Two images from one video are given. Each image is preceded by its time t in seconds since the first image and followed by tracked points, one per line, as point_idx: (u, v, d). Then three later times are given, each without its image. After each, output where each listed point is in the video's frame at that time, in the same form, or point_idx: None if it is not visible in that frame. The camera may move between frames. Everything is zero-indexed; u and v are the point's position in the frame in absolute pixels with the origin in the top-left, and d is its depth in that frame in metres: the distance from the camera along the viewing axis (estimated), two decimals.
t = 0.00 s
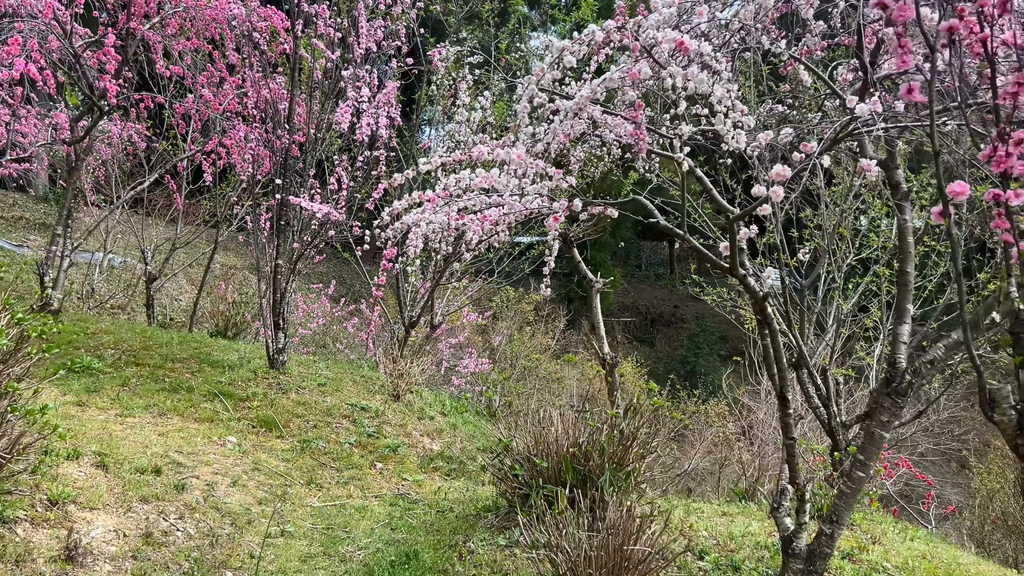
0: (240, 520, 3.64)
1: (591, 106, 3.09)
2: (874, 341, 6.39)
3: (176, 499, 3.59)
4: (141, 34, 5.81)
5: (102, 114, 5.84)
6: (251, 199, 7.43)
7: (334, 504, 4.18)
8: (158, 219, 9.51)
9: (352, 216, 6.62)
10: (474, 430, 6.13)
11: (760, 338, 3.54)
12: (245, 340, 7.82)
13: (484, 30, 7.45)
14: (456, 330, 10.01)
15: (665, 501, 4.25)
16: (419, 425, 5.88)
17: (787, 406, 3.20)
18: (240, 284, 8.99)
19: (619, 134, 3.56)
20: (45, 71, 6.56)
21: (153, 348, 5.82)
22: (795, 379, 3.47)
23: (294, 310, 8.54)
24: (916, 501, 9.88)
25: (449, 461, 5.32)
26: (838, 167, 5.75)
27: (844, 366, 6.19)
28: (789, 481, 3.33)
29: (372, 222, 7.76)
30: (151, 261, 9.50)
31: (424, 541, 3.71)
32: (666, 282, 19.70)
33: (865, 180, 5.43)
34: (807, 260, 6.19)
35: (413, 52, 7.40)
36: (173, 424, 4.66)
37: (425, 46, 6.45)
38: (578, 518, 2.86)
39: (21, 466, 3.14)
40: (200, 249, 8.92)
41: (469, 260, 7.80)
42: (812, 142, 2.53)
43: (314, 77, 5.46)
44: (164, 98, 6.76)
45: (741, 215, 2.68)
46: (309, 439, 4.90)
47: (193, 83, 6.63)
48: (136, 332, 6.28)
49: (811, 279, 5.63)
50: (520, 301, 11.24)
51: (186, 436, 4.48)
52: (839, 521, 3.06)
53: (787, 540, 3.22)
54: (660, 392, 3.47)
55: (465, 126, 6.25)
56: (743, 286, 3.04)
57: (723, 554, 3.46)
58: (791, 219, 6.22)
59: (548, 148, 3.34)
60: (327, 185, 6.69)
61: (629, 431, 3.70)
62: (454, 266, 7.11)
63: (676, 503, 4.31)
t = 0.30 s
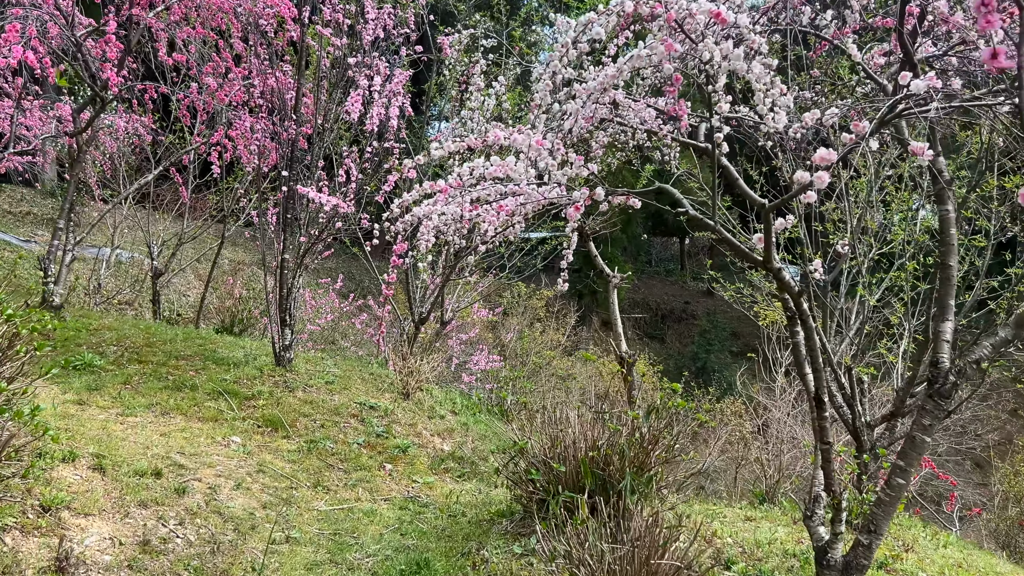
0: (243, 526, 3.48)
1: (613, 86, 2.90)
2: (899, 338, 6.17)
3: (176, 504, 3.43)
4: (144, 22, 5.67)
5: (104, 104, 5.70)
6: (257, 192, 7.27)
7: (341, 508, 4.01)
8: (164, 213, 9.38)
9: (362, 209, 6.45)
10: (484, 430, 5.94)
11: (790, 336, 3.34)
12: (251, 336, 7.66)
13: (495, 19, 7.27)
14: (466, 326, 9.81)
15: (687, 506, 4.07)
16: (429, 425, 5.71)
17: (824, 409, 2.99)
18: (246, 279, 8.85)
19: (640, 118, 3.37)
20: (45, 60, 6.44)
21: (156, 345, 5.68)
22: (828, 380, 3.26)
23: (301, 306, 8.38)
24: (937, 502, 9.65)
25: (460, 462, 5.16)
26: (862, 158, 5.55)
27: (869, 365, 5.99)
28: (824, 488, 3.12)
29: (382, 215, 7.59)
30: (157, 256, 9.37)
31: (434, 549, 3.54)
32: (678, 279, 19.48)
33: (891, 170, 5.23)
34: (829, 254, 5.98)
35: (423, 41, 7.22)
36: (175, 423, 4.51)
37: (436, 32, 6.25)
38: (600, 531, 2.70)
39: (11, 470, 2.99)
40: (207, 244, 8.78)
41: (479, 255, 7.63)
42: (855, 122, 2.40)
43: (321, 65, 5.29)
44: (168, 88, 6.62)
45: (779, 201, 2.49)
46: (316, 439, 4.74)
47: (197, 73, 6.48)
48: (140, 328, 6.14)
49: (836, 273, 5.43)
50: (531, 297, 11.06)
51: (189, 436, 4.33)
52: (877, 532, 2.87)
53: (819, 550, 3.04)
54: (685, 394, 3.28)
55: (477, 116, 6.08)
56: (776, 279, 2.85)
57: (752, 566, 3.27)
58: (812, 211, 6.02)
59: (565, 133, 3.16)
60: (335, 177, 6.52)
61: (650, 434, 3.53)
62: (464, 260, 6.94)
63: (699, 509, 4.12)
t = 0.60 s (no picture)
0: (242, 537, 3.30)
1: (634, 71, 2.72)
2: (923, 340, 5.95)
3: (171, 514, 3.26)
4: (144, 12, 5.51)
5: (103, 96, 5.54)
6: (262, 188, 7.11)
7: (346, 516, 3.83)
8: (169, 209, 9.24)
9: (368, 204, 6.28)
10: (494, 433, 5.76)
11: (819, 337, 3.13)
12: (255, 335, 7.51)
13: (505, 9, 7.08)
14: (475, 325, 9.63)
15: (707, 516, 3.88)
16: (437, 428, 5.53)
17: (861, 417, 2.77)
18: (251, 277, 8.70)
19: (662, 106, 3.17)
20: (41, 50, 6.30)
21: (156, 344, 5.52)
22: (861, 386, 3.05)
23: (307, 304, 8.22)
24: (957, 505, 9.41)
25: (469, 467, 5.00)
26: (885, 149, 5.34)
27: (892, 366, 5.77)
28: (859, 502, 2.90)
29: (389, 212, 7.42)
30: (161, 253, 9.24)
31: (443, 562, 3.36)
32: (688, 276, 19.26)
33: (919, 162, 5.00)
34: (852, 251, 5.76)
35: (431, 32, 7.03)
36: (174, 427, 4.34)
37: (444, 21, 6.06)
38: (620, 549, 2.52)
39: None
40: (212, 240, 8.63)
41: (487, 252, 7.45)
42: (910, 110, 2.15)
43: (325, 55, 5.11)
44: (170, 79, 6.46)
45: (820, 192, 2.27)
46: (320, 443, 4.57)
47: (200, 65, 6.32)
48: (140, 327, 5.98)
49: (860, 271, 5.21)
50: (540, 294, 10.88)
51: (188, 441, 4.16)
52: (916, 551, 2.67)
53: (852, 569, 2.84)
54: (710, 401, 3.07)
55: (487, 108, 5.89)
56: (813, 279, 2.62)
57: None
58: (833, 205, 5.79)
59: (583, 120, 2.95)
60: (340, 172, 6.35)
61: (671, 441, 3.34)
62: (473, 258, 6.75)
63: (720, 520, 3.92)
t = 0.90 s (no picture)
0: (240, 548, 3.13)
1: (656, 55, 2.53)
2: (947, 340, 5.73)
3: (164, 525, 3.08)
4: None
5: (100, 87, 5.39)
6: (266, 182, 6.94)
7: (349, 526, 3.65)
8: (173, 205, 9.09)
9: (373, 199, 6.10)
10: (502, 435, 5.58)
11: (851, 341, 2.95)
12: (259, 333, 7.35)
13: None
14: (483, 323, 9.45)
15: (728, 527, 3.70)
16: (445, 430, 5.35)
17: (901, 427, 2.57)
18: (256, 274, 8.55)
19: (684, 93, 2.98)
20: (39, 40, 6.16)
21: (155, 343, 5.36)
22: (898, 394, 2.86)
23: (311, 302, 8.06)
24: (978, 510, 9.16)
25: (478, 471, 4.82)
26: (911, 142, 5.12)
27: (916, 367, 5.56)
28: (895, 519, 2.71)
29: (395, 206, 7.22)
30: (165, 250, 9.10)
31: None
32: (699, 274, 19.03)
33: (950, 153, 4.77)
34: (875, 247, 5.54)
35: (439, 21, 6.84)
36: (171, 430, 4.18)
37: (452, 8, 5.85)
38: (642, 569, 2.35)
39: None
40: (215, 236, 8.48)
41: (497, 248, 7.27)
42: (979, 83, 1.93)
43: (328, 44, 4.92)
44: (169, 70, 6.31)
45: (865, 181, 2.07)
46: (323, 446, 4.40)
47: (201, 56, 6.15)
48: (140, 325, 5.83)
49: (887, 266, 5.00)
50: (550, 292, 10.68)
51: (185, 445, 4.00)
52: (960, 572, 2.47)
53: None
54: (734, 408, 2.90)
55: (497, 98, 5.71)
56: (851, 278, 2.42)
57: None
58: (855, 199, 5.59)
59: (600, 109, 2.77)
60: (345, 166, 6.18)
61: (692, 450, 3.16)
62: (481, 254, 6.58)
63: (741, 530, 3.73)
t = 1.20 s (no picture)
0: (240, 565, 2.95)
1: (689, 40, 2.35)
2: (977, 343, 5.50)
3: (159, 540, 2.91)
4: None
5: (101, 80, 5.24)
6: (272, 179, 6.78)
7: (355, 539, 3.46)
8: (178, 203, 8.95)
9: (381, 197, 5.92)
10: (514, 441, 5.39)
11: (890, 350, 2.83)
12: (264, 334, 7.19)
13: None
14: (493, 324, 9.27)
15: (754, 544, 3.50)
16: (454, 436, 5.17)
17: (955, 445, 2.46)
18: (262, 273, 8.39)
19: (719, 81, 2.81)
20: (39, 33, 6.01)
21: (157, 345, 5.21)
22: (940, 406, 2.78)
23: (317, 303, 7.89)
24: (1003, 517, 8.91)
25: (489, 480, 4.65)
26: (942, 136, 4.92)
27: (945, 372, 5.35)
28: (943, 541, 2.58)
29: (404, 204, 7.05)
30: (170, 248, 8.96)
31: None
32: (710, 273, 18.81)
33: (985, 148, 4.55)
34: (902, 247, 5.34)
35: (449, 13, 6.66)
36: (171, 437, 4.01)
37: None
38: None
39: None
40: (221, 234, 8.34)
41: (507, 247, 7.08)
42: None
43: (335, 35, 4.74)
44: (171, 62, 6.15)
45: (926, 175, 1.92)
46: (329, 454, 4.22)
47: (206, 50, 5.99)
48: (142, 326, 5.67)
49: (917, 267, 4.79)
50: (560, 292, 10.50)
51: (185, 453, 3.83)
52: None
53: None
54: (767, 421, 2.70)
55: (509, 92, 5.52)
56: (902, 283, 2.22)
57: None
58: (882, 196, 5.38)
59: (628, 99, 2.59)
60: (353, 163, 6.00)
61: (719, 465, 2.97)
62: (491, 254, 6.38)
63: (768, 547, 3.54)
